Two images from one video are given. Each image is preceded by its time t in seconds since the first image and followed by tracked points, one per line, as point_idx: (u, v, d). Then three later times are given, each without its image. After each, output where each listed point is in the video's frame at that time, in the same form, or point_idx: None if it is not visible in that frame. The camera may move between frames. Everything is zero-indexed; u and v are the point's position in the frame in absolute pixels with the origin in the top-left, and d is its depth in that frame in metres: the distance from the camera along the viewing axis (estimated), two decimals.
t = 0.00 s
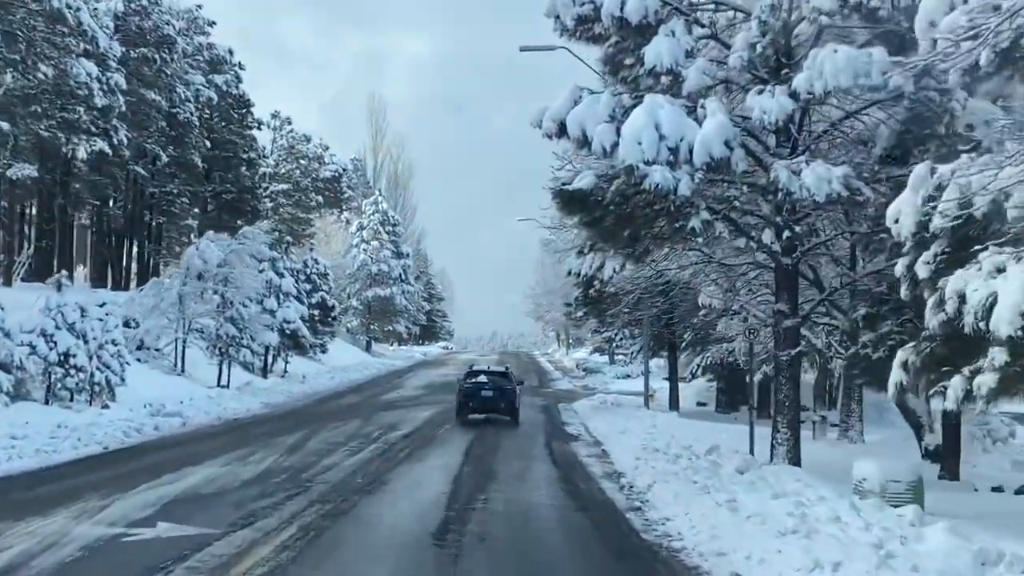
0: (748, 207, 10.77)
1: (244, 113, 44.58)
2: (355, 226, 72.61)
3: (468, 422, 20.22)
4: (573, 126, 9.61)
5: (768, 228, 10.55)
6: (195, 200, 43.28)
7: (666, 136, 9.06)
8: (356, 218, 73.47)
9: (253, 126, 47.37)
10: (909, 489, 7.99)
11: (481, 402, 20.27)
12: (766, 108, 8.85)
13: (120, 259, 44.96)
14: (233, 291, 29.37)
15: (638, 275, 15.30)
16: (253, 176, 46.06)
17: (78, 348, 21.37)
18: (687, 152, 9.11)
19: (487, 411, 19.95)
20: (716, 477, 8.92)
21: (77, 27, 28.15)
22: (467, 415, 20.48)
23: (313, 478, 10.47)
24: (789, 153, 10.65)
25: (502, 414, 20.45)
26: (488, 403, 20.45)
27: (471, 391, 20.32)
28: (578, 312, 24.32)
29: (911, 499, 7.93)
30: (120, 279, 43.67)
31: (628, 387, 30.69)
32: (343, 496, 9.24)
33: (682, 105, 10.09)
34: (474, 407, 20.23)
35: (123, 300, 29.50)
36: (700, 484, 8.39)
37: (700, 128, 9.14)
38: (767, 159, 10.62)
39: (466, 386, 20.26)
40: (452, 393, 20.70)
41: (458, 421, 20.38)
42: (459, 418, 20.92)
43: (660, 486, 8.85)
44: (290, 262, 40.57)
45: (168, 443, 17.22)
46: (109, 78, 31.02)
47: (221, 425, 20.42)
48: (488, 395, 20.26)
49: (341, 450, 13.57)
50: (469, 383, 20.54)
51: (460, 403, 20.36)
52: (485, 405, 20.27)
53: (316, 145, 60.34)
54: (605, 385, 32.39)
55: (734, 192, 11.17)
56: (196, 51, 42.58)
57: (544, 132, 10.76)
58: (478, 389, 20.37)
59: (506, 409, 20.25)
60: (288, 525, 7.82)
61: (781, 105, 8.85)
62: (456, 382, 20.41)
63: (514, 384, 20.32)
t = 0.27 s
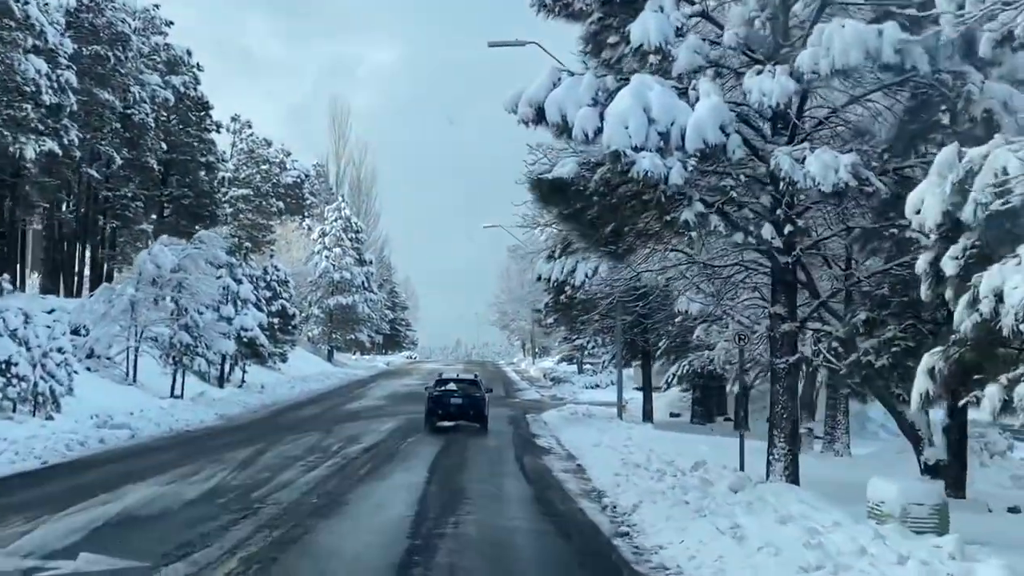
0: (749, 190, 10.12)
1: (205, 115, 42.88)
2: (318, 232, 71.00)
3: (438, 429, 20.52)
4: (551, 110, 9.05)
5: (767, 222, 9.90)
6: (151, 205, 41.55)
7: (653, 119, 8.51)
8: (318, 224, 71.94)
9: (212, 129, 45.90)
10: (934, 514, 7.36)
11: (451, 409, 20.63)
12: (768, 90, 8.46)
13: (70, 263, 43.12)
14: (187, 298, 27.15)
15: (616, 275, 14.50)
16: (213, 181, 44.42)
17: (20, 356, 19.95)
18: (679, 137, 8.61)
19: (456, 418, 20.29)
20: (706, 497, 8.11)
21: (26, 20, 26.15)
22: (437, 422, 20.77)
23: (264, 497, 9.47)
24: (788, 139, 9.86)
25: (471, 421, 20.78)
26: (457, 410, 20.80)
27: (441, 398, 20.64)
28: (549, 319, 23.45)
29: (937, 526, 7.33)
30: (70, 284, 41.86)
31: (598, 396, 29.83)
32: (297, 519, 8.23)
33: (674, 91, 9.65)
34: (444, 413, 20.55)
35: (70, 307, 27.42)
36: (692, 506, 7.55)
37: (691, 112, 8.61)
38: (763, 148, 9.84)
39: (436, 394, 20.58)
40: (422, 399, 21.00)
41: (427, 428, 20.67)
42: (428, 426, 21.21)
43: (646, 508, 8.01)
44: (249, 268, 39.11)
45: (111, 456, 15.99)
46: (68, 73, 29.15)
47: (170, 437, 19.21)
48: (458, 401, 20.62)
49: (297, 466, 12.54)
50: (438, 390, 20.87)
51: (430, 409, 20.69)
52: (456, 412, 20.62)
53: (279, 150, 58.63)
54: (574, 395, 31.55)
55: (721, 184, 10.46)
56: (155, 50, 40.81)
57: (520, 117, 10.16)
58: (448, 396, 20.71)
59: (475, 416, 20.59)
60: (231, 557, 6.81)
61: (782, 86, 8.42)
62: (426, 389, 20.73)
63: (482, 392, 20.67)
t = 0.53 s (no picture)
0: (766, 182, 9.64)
1: (181, 116, 41.68)
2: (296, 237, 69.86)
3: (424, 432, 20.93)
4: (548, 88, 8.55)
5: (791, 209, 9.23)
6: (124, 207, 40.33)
7: (662, 96, 8.06)
8: (297, 228, 70.79)
9: (188, 131, 44.85)
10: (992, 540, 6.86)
11: (437, 413, 21.07)
12: (790, 62, 8.01)
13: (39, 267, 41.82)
14: (159, 302, 25.95)
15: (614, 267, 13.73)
16: (189, 184, 43.23)
17: None
18: (693, 115, 8.12)
19: (442, 422, 20.71)
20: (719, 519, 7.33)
21: None
22: (423, 426, 21.18)
23: (230, 512, 8.61)
24: (808, 119, 9.32)
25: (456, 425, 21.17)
26: (443, 414, 21.24)
27: (427, 402, 21.10)
28: (535, 323, 22.68)
29: (995, 554, 6.82)
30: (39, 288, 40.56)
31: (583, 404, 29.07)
32: (263, 541, 7.35)
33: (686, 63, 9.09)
34: (430, 417, 20.98)
35: (36, 311, 26.21)
36: (708, 527, 6.76)
37: (703, 88, 8.16)
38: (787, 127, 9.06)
39: (422, 398, 21.05)
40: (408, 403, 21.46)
41: (413, 431, 21.06)
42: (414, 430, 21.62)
43: (654, 528, 7.21)
44: (225, 273, 38.03)
45: (74, 464, 14.96)
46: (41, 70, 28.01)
47: (137, 446, 18.26)
48: (444, 405, 21.05)
49: (269, 479, 11.68)
50: (424, 394, 21.34)
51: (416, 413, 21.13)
52: (441, 416, 21.04)
53: (257, 153, 57.43)
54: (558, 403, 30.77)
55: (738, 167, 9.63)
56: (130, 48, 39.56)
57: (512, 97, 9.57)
58: (434, 400, 21.19)
59: (460, 419, 21.03)
60: None
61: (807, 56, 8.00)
62: (413, 394, 21.22)
63: (467, 397, 21.11)
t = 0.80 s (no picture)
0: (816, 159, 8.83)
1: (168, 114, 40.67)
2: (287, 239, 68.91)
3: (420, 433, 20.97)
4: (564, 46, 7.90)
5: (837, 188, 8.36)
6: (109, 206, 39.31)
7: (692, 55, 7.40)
8: (288, 230, 69.83)
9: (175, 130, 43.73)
10: None
11: (433, 414, 21.14)
12: (839, 18, 7.23)
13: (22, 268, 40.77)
14: (141, 302, 25.06)
15: (623, 262, 12.89)
16: (176, 183, 42.21)
17: None
18: (725, 76, 7.48)
19: (437, 422, 20.80)
20: (760, 547, 6.44)
21: None
22: (420, 428, 21.23)
23: (201, 529, 7.71)
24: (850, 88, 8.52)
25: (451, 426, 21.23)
26: (438, 415, 21.28)
27: (423, 403, 21.20)
28: (533, 324, 21.74)
29: None
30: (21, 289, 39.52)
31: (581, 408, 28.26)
32: (234, 564, 6.46)
33: (715, 18, 8.32)
34: (426, 417, 21.04)
35: (13, 310, 25.29)
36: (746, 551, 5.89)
37: (738, 48, 7.56)
38: (835, 93, 8.10)
39: (418, 399, 21.15)
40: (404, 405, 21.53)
41: (410, 433, 21.11)
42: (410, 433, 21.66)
43: (680, 552, 6.33)
44: (212, 274, 37.07)
45: (45, 471, 14.08)
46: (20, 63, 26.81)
47: (113, 452, 17.25)
48: (439, 406, 21.10)
49: (248, 489, 10.71)
50: (420, 396, 21.43)
51: (412, 415, 21.20)
52: (437, 416, 21.12)
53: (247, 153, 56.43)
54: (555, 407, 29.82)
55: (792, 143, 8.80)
56: (115, 44, 38.55)
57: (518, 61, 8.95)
58: (429, 401, 21.29)
59: (455, 419, 21.08)
60: None
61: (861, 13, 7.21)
62: (408, 395, 21.34)
63: (462, 397, 21.19)
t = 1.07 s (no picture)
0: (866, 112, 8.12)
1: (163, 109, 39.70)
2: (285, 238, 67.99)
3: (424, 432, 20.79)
4: None
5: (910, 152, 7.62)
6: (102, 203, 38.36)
7: None
8: (287, 229, 68.91)
9: (172, 126, 42.78)
10: None
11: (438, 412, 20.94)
12: None
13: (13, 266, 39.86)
14: (132, 300, 24.13)
15: (648, 247, 12.01)
16: (172, 180, 41.25)
17: None
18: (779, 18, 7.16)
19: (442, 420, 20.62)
20: None
21: None
22: (425, 425, 21.05)
23: (175, 546, 6.82)
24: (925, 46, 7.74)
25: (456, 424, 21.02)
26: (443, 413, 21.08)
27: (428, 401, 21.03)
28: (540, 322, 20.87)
29: None
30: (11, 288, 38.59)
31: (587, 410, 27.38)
32: None
33: None
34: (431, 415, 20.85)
35: None
36: None
37: None
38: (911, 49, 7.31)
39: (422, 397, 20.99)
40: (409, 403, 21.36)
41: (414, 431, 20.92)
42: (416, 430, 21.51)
43: None
44: (208, 272, 36.14)
45: (22, 476, 13.22)
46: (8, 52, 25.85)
47: (98, 456, 16.35)
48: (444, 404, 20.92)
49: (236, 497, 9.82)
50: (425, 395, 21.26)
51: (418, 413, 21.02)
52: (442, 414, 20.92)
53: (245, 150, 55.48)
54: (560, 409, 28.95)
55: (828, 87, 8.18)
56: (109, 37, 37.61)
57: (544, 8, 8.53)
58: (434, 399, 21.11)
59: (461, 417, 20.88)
60: None
61: None
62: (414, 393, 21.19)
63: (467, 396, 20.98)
